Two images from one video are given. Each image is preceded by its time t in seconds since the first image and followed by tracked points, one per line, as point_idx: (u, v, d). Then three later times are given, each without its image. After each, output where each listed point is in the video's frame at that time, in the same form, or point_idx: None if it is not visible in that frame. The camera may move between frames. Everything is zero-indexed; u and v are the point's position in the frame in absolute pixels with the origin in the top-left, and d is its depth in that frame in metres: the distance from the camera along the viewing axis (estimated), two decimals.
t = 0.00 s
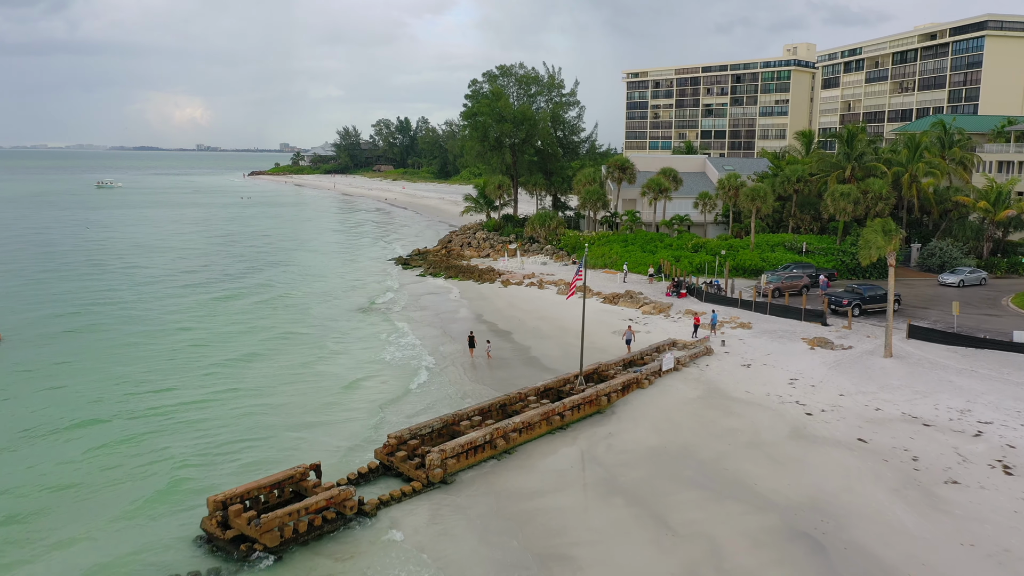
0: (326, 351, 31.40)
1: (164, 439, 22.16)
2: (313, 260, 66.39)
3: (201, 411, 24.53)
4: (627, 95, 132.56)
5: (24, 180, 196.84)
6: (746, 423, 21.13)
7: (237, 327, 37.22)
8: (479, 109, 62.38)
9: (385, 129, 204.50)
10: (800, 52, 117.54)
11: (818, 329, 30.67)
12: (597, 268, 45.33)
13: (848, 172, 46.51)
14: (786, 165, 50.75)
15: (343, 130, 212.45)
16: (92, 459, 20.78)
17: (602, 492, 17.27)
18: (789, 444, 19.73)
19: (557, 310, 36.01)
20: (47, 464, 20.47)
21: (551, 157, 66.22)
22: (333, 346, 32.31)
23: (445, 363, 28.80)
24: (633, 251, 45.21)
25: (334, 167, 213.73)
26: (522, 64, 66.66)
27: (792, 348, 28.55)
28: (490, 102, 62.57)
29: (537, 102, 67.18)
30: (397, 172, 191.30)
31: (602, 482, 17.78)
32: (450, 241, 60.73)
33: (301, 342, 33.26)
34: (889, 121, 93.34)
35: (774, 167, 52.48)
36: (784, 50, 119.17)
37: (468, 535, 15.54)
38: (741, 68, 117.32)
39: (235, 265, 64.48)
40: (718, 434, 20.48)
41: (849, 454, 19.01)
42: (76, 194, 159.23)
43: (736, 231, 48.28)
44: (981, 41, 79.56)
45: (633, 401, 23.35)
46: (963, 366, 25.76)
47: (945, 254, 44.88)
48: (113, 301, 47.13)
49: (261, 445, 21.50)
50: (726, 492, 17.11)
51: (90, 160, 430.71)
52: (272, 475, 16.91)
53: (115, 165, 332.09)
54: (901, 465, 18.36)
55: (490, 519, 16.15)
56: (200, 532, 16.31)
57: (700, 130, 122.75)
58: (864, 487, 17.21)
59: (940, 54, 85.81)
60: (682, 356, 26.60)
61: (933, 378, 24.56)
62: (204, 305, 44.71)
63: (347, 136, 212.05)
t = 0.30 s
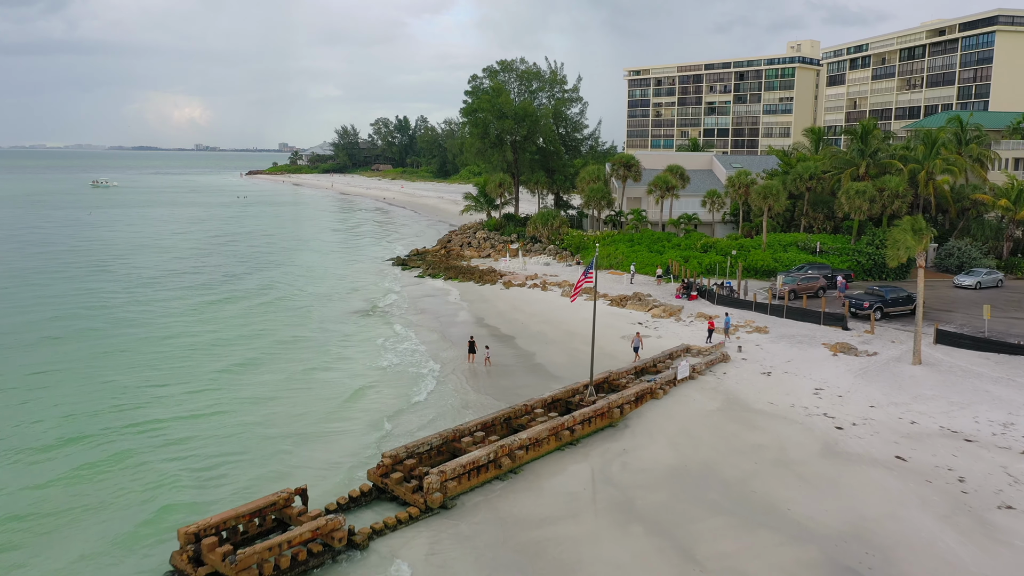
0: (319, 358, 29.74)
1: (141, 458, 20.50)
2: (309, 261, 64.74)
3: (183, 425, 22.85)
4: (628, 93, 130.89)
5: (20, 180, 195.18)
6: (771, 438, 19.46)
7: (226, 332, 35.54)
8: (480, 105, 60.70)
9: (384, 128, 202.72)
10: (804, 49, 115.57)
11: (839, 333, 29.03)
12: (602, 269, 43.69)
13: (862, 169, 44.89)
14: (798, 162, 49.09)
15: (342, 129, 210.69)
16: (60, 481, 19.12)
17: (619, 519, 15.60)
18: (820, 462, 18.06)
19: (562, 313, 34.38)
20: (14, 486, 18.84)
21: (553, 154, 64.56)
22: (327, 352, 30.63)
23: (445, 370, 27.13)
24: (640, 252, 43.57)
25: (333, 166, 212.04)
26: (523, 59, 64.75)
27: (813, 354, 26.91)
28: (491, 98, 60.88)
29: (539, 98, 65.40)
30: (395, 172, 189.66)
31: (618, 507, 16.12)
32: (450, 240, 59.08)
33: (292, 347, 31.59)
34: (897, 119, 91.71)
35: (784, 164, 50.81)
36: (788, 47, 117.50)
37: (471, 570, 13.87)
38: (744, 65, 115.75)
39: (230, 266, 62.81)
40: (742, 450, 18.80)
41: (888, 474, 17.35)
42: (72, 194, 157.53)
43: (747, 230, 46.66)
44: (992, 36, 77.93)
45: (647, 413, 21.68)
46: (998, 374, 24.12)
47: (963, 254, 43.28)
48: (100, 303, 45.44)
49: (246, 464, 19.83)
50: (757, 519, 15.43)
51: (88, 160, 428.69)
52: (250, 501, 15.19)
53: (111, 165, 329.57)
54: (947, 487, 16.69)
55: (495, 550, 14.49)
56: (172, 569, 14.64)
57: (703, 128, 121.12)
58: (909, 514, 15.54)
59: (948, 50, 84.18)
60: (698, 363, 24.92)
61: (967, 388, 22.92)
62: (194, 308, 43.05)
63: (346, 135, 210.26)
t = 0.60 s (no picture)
0: (309, 365, 28.07)
1: (112, 479, 18.88)
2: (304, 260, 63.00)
3: (160, 440, 21.23)
4: (630, 91, 129.18)
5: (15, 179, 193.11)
6: (801, 456, 17.80)
7: (212, 334, 33.87)
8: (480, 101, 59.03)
9: (383, 127, 200.89)
10: (808, 46, 114.03)
11: (862, 338, 27.37)
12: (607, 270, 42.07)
13: (877, 166, 43.22)
14: (810, 159, 47.37)
15: (340, 128, 208.75)
16: (24, 505, 17.46)
17: (639, 551, 13.93)
18: (858, 485, 16.39)
19: (567, 316, 32.73)
20: None
21: (555, 152, 62.83)
22: (318, 358, 28.97)
23: (443, 378, 25.50)
24: (647, 252, 41.91)
25: (331, 165, 210.24)
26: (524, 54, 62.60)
27: (837, 361, 25.27)
28: (491, 94, 59.23)
29: (541, 94, 63.66)
30: (394, 171, 187.89)
31: (638, 537, 14.45)
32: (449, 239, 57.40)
33: (281, 353, 29.92)
34: (904, 116, 90.05)
35: (795, 160, 49.10)
36: (792, 44, 115.85)
37: None
38: (747, 63, 114.08)
39: (223, 264, 61.07)
40: (770, 470, 17.13)
41: (934, 498, 15.70)
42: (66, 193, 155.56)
43: (758, 230, 44.91)
44: (1002, 31, 76.32)
45: (664, 427, 20.03)
46: None
47: (982, 254, 41.63)
48: (83, 301, 43.74)
49: (226, 487, 18.20)
50: (794, 553, 13.76)
51: (85, 160, 426.69)
52: (229, 533, 13.33)
53: (109, 165, 328.08)
54: (1003, 514, 15.01)
55: None
56: None
57: (705, 126, 119.48)
58: (964, 544, 13.89)
59: (958, 46, 82.47)
60: (715, 371, 23.27)
61: (1008, 399, 21.27)
62: (181, 306, 41.36)
63: (344, 133, 208.42)
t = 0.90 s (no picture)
0: (299, 371, 26.42)
1: (76, 503, 17.25)
2: (298, 258, 61.38)
3: (136, 458, 19.62)
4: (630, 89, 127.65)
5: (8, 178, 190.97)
6: (837, 479, 16.16)
7: (197, 336, 32.22)
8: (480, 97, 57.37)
9: (380, 126, 199.08)
10: (811, 43, 112.42)
11: (888, 344, 25.77)
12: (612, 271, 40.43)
13: (892, 163, 41.60)
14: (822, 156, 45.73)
15: (337, 127, 206.91)
16: None
17: None
18: (904, 513, 14.76)
19: (573, 319, 31.11)
20: None
21: (556, 149, 61.19)
22: (308, 363, 27.29)
23: (441, 387, 23.78)
24: (654, 252, 40.28)
25: (328, 164, 208.46)
26: (525, 49, 61.03)
27: (863, 369, 23.67)
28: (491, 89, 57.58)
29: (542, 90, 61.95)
30: (391, 170, 186.12)
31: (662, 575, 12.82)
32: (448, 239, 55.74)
33: (272, 358, 28.29)
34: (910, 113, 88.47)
35: (806, 157, 47.46)
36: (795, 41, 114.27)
37: None
38: (750, 60, 112.57)
39: (215, 263, 59.34)
40: (804, 495, 15.49)
41: (991, 529, 14.08)
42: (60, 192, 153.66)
43: (769, 229, 43.19)
44: (1012, 26, 74.81)
45: (683, 443, 18.38)
46: None
47: (1003, 255, 39.96)
48: (66, 300, 42.12)
49: (200, 515, 16.54)
50: None
51: (82, 160, 424.82)
52: None
53: (104, 164, 325.42)
54: None
55: None
56: None
57: (706, 125, 117.88)
58: None
59: (966, 41, 80.93)
60: (735, 381, 21.56)
61: None
62: (168, 306, 39.72)
63: (341, 132, 206.51)
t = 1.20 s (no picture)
0: (286, 379, 24.74)
1: (35, 531, 15.61)
2: (292, 258, 59.73)
3: (109, 478, 17.98)
4: (630, 86, 126.06)
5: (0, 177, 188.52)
6: (881, 506, 14.51)
7: (181, 341, 30.55)
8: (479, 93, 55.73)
9: (378, 125, 197.29)
10: (814, 40, 110.84)
11: (916, 351, 24.10)
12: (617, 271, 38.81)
13: (909, 159, 39.91)
14: (834, 153, 44.06)
15: (334, 126, 204.99)
16: None
17: None
18: (961, 545, 13.15)
19: (578, 323, 29.40)
20: None
21: (557, 146, 59.54)
22: (297, 370, 25.62)
23: (439, 396, 22.08)
24: (661, 253, 38.64)
25: (325, 164, 206.60)
26: (525, 43, 59.36)
27: (892, 377, 22.02)
28: (490, 85, 55.96)
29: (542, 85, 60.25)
30: (388, 169, 184.30)
31: None
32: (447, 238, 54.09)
33: (261, 364, 26.61)
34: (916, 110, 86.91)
35: (816, 153, 45.81)
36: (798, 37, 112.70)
37: None
38: (752, 57, 110.97)
39: (207, 263, 57.62)
40: (846, 525, 13.87)
41: None
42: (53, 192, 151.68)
43: (780, 227, 41.44)
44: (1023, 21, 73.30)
45: (705, 462, 16.69)
46: None
47: None
48: (49, 302, 40.44)
49: (172, 545, 14.91)
50: None
51: (78, 159, 422.38)
52: None
53: (100, 164, 323.44)
54: None
55: None
56: None
57: (708, 123, 116.28)
58: None
59: (974, 37, 79.38)
60: (758, 391, 19.89)
61: None
62: (154, 308, 38.05)
63: (338, 131, 204.64)
